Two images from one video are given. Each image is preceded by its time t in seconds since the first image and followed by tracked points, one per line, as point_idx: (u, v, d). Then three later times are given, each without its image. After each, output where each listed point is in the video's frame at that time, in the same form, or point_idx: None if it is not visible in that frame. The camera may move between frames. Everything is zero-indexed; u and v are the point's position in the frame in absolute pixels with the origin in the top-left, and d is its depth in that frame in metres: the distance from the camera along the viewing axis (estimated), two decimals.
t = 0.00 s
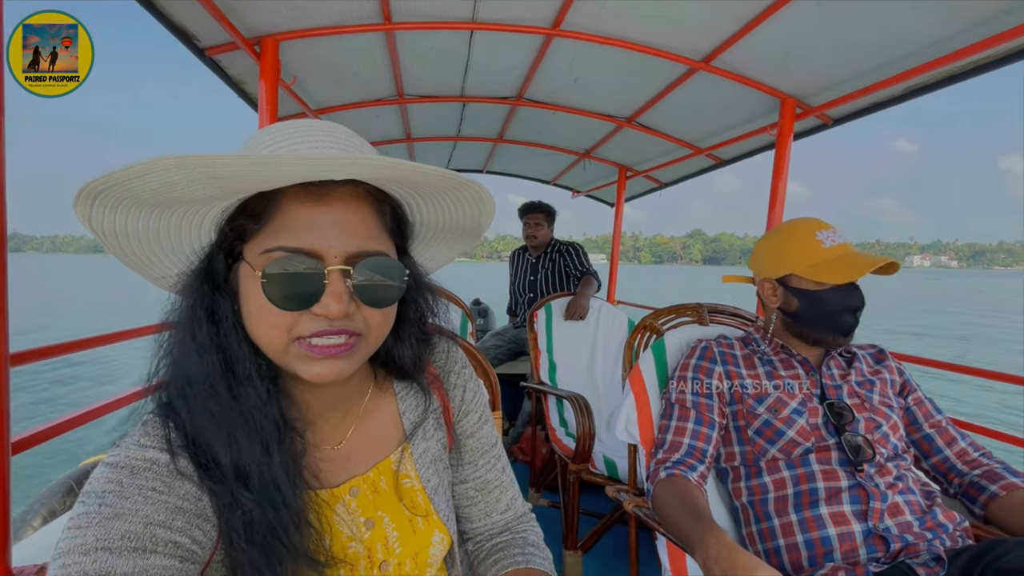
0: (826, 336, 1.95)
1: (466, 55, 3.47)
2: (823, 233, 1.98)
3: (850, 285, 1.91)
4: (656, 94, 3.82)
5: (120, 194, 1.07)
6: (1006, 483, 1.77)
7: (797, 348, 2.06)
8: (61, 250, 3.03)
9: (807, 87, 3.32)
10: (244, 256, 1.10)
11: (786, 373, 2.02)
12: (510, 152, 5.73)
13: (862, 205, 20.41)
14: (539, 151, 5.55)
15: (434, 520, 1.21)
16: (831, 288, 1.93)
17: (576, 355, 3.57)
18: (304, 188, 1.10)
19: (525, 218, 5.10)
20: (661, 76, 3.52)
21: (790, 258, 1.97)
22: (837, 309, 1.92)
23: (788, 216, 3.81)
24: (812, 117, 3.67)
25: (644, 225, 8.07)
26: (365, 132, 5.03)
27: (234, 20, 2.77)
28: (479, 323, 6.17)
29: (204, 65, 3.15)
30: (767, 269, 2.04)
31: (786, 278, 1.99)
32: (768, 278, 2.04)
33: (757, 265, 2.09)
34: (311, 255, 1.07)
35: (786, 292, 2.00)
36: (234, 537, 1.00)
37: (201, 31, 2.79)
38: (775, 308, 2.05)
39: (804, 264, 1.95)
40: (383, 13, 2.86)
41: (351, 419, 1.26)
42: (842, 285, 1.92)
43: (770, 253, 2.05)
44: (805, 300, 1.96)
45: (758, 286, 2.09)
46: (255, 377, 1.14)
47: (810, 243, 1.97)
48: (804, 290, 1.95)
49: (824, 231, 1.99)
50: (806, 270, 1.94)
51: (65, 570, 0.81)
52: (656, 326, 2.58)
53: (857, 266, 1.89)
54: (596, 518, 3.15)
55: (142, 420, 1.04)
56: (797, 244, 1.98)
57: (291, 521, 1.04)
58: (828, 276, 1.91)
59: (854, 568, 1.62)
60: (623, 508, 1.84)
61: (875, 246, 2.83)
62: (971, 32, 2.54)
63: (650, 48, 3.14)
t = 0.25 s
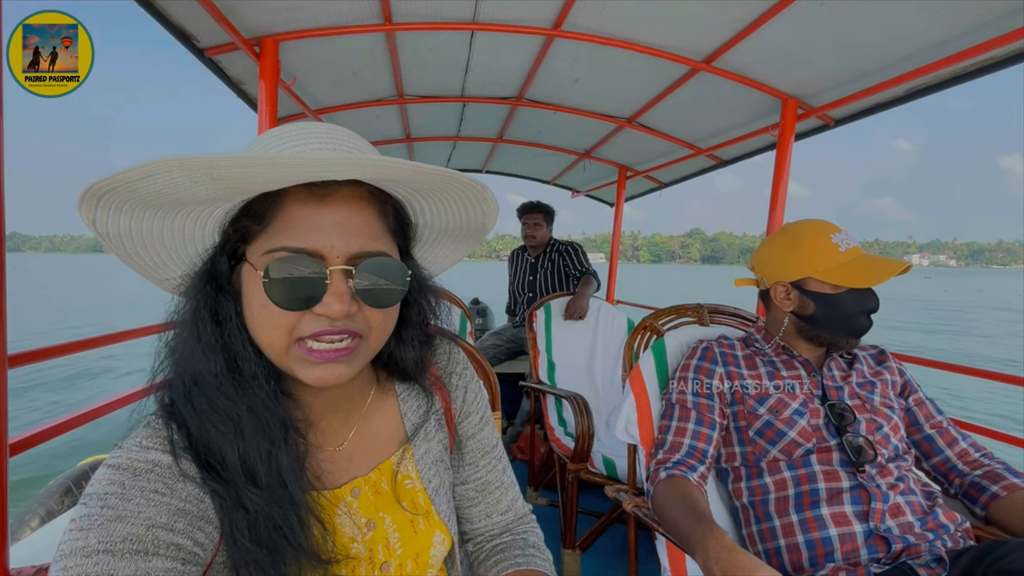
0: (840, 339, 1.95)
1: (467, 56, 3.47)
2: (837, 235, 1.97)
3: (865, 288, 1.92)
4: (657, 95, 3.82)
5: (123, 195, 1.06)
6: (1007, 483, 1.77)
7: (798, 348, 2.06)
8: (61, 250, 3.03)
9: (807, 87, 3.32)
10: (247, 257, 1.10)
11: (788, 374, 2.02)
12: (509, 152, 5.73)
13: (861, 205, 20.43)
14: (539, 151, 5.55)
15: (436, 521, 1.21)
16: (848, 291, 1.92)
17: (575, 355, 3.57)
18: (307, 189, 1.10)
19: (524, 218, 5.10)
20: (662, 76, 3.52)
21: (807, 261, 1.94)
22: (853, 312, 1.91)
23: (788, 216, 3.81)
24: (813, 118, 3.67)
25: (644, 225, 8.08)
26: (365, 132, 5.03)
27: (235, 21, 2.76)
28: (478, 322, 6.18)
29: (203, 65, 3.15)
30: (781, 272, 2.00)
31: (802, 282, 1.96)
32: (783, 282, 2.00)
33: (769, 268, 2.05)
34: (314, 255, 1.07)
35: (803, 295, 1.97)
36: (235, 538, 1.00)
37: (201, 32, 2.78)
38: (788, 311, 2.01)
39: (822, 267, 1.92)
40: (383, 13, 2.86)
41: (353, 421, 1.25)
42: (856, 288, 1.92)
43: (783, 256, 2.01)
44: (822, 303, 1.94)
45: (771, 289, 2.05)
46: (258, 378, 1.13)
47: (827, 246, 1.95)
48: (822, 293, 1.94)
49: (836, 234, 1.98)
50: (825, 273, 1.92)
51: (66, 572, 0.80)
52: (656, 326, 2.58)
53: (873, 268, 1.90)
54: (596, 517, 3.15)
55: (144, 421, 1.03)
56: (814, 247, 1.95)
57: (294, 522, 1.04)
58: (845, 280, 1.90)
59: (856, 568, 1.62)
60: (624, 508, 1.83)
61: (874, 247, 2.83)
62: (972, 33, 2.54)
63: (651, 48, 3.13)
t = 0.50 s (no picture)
0: (842, 338, 1.96)
1: (467, 55, 3.47)
2: (840, 234, 1.97)
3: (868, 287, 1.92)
4: (656, 94, 3.82)
5: (127, 199, 1.07)
6: (1007, 482, 1.77)
7: (798, 348, 2.07)
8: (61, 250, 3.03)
9: (807, 87, 3.32)
10: (251, 259, 1.10)
11: (788, 374, 2.02)
12: (509, 151, 5.72)
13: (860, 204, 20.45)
14: (538, 151, 5.55)
15: (437, 522, 1.21)
16: (851, 291, 1.92)
17: (575, 354, 3.57)
18: (311, 191, 1.10)
19: (523, 217, 5.09)
20: (662, 76, 3.52)
21: (811, 261, 1.94)
22: (856, 311, 1.92)
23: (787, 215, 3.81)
24: (812, 117, 3.67)
25: (643, 224, 8.09)
26: (364, 132, 5.03)
27: (234, 21, 2.75)
28: (478, 322, 6.18)
29: (202, 65, 3.14)
30: (784, 271, 2.00)
31: (805, 282, 1.96)
32: (786, 281, 2.00)
33: (772, 267, 2.04)
34: (318, 257, 1.07)
35: (806, 295, 1.97)
36: (237, 539, 1.00)
37: (200, 32, 2.78)
38: (790, 311, 2.02)
39: (826, 267, 1.92)
40: (383, 14, 2.86)
41: (355, 422, 1.25)
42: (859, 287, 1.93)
43: (786, 255, 2.01)
44: (825, 303, 1.95)
45: (773, 288, 2.04)
46: (261, 379, 1.13)
47: (831, 246, 1.95)
48: (824, 293, 1.94)
49: (839, 233, 1.98)
50: (829, 273, 1.92)
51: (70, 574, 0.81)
52: (656, 325, 2.58)
53: (876, 268, 1.90)
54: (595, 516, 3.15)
55: (148, 421, 1.03)
56: (818, 247, 1.95)
57: (297, 523, 1.04)
58: (848, 279, 1.90)
59: (856, 567, 1.62)
60: (624, 507, 1.83)
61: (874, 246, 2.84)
62: (972, 33, 2.54)
63: (651, 48, 3.13)
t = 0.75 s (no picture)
0: (840, 335, 1.96)
1: (465, 55, 3.47)
2: (835, 231, 1.98)
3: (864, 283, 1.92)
4: (655, 94, 3.82)
5: (128, 200, 1.07)
6: (1006, 479, 1.78)
7: (797, 347, 2.07)
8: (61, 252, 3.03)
9: (805, 85, 3.33)
10: (251, 258, 1.10)
11: (786, 372, 2.03)
12: (508, 152, 5.73)
13: (860, 203, 20.47)
14: (538, 151, 5.55)
15: (436, 521, 1.21)
16: (848, 287, 1.92)
17: (575, 354, 3.57)
18: (312, 191, 1.10)
19: (522, 218, 5.09)
20: (660, 75, 3.52)
21: (807, 258, 1.94)
22: (854, 308, 1.92)
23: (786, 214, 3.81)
24: (810, 116, 3.68)
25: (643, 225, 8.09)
26: (363, 133, 5.03)
27: (232, 22, 2.76)
28: (478, 323, 6.18)
29: (201, 66, 3.15)
30: (781, 270, 2.01)
31: (802, 279, 1.97)
32: (782, 280, 2.01)
33: (769, 267, 2.05)
34: (318, 256, 1.07)
35: (803, 292, 1.97)
36: (238, 538, 1.00)
37: (198, 33, 2.78)
38: (788, 308, 2.02)
39: (822, 264, 1.93)
40: (381, 13, 2.86)
41: (355, 421, 1.26)
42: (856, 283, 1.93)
43: (782, 254, 2.01)
44: (822, 300, 1.95)
45: (770, 287, 2.05)
46: (261, 379, 1.14)
47: (826, 242, 1.95)
48: (821, 289, 1.94)
49: (834, 230, 1.98)
50: (825, 270, 1.92)
51: (71, 571, 0.81)
52: (655, 323, 2.59)
53: (873, 263, 1.90)
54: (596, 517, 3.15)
55: (148, 420, 1.04)
56: (813, 244, 1.96)
57: (298, 522, 1.05)
58: (844, 276, 1.90)
59: (855, 564, 1.63)
60: (624, 507, 1.84)
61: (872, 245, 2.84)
62: (969, 30, 2.54)
63: (649, 47, 3.14)
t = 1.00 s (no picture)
0: (839, 333, 1.96)
1: (464, 56, 3.48)
2: (831, 229, 1.98)
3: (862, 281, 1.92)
4: (653, 94, 3.83)
5: (125, 198, 1.07)
6: (1004, 477, 1.77)
7: (795, 346, 2.07)
8: (62, 253, 3.04)
9: (803, 85, 3.33)
10: (248, 258, 1.11)
11: (784, 371, 2.03)
12: (508, 152, 5.73)
13: (860, 203, 20.47)
14: (538, 152, 5.56)
15: (434, 520, 1.21)
16: (846, 285, 1.92)
17: (575, 355, 3.57)
18: (310, 191, 1.10)
19: (521, 219, 5.08)
20: (658, 75, 3.53)
21: (803, 256, 1.95)
22: (851, 306, 1.92)
23: (785, 214, 3.81)
24: (809, 116, 3.68)
25: (644, 225, 8.09)
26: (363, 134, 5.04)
27: (231, 22, 2.76)
28: (478, 324, 6.18)
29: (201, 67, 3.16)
30: (778, 269, 2.01)
31: (799, 277, 1.97)
32: (780, 278, 2.01)
33: (766, 266, 2.06)
34: (316, 256, 1.07)
35: (800, 290, 1.98)
36: (236, 536, 1.00)
37: (197, 34, 2.79)
38: (785, 307, 2.03)
39: (819, 262, 1.93)
40: (379, 14, 2.87)
41: (352, 421, 1.26)
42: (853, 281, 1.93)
43: (779, 252, 2.02)
44: (820, 298, 1.95)
45: (768, 286, 2.06)
46: (259, 378, 1.14)
47: (822, 241, 1.96)
48: (818, 288, 1.94)
49: (830, 228, 1.99)
50: (821, 267, 1.93)
51: (69, 568, 0.81)
52: (654, 323, 2.58)
53: (870, 261, 1.90)
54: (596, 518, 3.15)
55: (146, 419, 1.04)
56: (809, 242, 1.96)
57: (295, 520, 1.05)
58: (841, 273, 1.90)
59: (853, 563, 1.62)
60: (623, 507, 1.83)
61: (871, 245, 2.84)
62: (966, 29, 2.55)
63: (647, 47, 3.14)
